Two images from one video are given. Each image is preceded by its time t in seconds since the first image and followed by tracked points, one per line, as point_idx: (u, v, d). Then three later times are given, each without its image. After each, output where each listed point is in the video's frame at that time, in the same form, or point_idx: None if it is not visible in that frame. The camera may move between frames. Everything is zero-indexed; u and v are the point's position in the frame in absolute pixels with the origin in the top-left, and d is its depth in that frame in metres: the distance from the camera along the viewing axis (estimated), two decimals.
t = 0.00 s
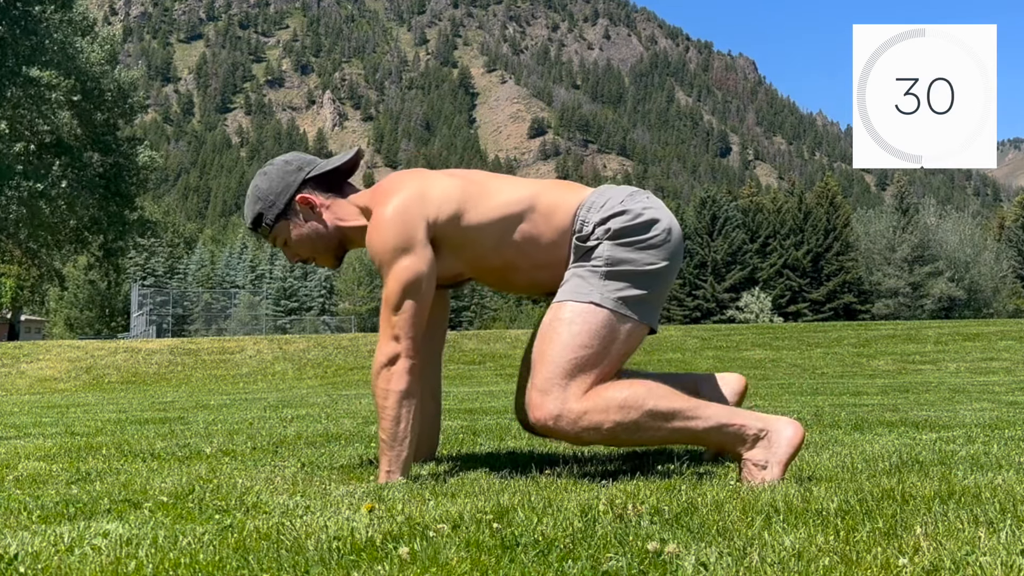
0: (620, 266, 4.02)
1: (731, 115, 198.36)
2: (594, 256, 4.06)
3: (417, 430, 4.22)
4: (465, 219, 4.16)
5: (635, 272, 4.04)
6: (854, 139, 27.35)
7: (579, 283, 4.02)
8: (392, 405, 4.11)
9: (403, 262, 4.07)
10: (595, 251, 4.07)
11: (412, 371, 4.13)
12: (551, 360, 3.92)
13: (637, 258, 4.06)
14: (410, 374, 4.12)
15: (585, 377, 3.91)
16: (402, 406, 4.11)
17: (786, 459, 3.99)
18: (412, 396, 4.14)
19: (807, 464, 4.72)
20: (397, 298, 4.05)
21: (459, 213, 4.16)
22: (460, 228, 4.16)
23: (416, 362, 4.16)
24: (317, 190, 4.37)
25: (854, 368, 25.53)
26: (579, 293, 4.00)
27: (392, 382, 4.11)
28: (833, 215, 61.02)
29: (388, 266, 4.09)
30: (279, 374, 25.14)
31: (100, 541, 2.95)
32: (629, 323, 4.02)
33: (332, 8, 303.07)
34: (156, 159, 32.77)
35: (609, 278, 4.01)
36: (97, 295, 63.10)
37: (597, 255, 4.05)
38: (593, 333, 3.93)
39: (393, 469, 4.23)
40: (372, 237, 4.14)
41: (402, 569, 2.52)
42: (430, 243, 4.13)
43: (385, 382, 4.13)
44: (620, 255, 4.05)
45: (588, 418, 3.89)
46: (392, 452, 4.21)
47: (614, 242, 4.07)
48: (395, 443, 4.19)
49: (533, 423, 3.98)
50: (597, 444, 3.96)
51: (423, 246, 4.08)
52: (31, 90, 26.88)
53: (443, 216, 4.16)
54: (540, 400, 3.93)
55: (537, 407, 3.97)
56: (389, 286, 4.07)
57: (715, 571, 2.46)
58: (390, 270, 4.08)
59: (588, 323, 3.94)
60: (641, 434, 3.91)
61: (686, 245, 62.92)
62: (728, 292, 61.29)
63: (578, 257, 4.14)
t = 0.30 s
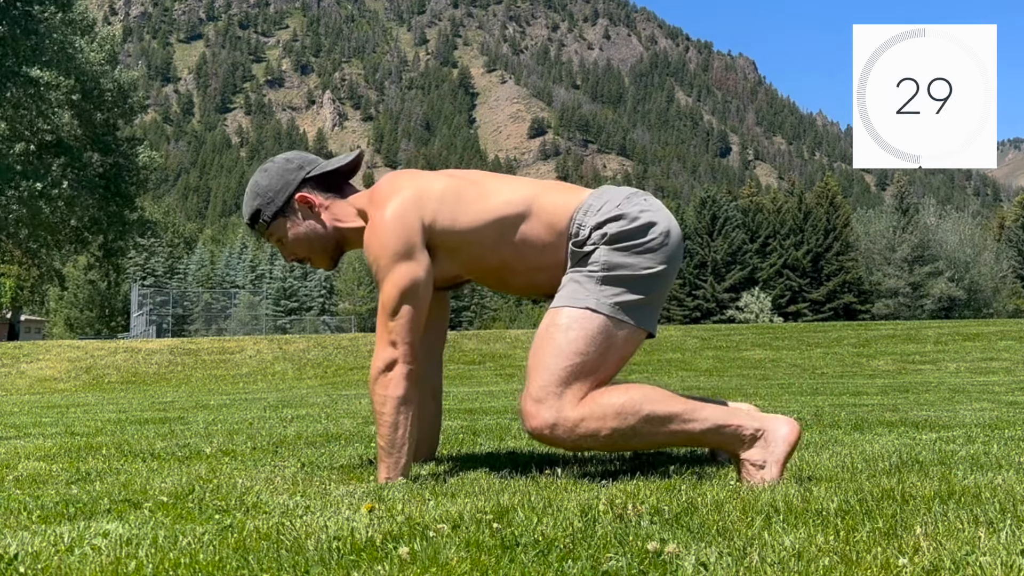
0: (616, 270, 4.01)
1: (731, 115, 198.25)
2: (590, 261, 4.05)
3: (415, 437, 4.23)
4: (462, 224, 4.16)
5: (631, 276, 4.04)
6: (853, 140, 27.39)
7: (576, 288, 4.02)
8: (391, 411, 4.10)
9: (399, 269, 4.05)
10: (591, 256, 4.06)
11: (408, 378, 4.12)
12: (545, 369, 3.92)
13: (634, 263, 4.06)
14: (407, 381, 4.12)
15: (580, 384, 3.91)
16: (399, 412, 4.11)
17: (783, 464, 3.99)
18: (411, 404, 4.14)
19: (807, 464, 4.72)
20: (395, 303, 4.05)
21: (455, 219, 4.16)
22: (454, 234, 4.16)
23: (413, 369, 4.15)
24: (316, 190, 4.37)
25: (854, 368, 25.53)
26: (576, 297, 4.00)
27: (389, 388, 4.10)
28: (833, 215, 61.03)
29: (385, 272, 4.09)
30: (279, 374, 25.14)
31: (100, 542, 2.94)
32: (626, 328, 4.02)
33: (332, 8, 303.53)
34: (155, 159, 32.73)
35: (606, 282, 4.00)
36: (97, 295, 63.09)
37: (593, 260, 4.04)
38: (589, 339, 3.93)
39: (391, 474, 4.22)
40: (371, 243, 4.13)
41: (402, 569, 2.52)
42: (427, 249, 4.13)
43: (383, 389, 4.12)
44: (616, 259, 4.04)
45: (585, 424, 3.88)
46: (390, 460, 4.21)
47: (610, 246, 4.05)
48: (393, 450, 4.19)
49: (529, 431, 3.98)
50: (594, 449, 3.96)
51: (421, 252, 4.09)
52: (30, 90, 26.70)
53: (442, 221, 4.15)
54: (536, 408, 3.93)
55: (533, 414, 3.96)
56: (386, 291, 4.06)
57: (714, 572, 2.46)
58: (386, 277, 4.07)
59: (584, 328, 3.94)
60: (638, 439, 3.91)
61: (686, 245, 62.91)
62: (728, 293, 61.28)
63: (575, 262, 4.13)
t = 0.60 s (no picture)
0: (612, 269, 4.01)
1: (731, 115, 198.46)
2: (587, 260, 4.05)
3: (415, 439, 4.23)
4: (462, 223, 4.16)
5: (630, 275, 4.03)
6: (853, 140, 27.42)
7: (573, 287, 4.02)
8: (390, 413, 4.09)
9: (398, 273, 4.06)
10: (589, 255, 4.06)
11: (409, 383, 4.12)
12: (542, 371, 3.91)
13: (632, 261, 4.05)
14: (407, 383, 4.11)
15: (577, 386, 3.92)
16: (399, 414, 4.10)
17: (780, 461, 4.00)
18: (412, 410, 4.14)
19: (808, 465, 4.71)
20: (396, 304, 4.05)
21: (456, 218, 4.16)
22: (453, 235, 4.16)
23: (414, 371, 4.16)
24: (319, 189, 4.37)
25: (854, 368, 25.51)
26: (573, 296, 4.00)
27: (389, 390, 4.10)
28: (833, 215, 60.99)
29: (385, 272, 4.09)
30: (279, 375, 25.12)
31: (100, 542, 2.95)
32: (624, 327, 4.01)
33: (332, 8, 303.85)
34: (156, 159, 32.72)
35: (602, 282, 4.00)
36: (97, 295, 63.07)
37: (591, 259, 4.04)
38: (586, 338, 3.93)
39: (390, 477, 4.22)
40: (372, 243, 4.14)
41: (403, 570, 2.52)
42: (428, 250, 4.13)
43: (383, 391, 4.11)
44: (613, 258, 4.03)
45: (580, 422, 3.88)
46: (390, 461, 4.21)
47: (608, 245, 4.05)
48: (394, 452, 4.19)
49: (525, 434, 3.98)
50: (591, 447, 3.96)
51: (423, 254, 4.10)
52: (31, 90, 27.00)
53: (443, 221, 4.16)
54: (530, 410, 3.92)
55: (531, 415, 3.96)
56: (387, 292, 4.06)
57: (714, 572, 2.46)
58: (387, 278, 4.07)
59: (581, 328, 3.93)
60: (637, 438, 3.91)
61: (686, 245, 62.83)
62: (728, 292, 61.27)
63: (574, 261, 4.14)
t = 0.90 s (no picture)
0: (620, 286, 4.03)
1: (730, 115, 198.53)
2: (594, 278, 4.07)
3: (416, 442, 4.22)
4: (466, 227, 4.16)
5: (636, 289, 4.04)
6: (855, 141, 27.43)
7: (582, 309, 4.05)
8: (391, 414, 4.09)
9: (399, 279, 4.07)
10: (596, 272, 4.07)
11: (409, 387, 4.12)
12: (564, 393, 3.94)
13: (638, 273, 4.06)
14: (409, 385, 4.11)
15: (598, 401, 3.92)
16: (399, 416, 4.10)
17: (817, 401, 3.84)
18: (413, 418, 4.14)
19: (809, 465, 4.71)
20: (397, 304, 4.04)
21: (459, 221, 4.17)
22: (457, 239, 4.18)
23: (416, 373, 4.14)
24: (324, 179, 4.37)
25: (854, 368, 25.51)
26: (584, 318, 4.02)
27: (390, 391, 4.08)
28: (833, 216, 61.09)
29: (386, 275, 4.09)
30: (280, 375, 25.14)
31: (100, 542, 2.95)
32: (638, 338, 4.01)
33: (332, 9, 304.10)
34: (156, 159, 32.75)
35: (610, 298, 4.02)
36: (97, 295, 63.10)
37: (598, 276, 4.06)
38: (603, 359, 3.94)
39: (392, 479, 4.21)
40: (374, 245, 4.14)
41: (403, 569, 2.53)
42: (429, 253, 4.13)
43: (383, 392, 4.10)
44: (620, 274, 4.05)
45: (605, 439, 3.91)
46: (391, 463, 4.21)
47: (612, 262, 4.07)
48: (394, 453, 4.19)
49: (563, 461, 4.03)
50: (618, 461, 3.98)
51: (425, 256, 4.10)
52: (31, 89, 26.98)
53: (445, 225, 4.16)
54: (564, 438, 3.97)
55: (563, 437, 3.99)
56: (388, 293, 4.07)
57: (714, 572, 2.46)
58: (388, 278, 4.08)
59: (599, 350, 3.95)
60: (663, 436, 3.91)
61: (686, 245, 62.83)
62: (728, 293, 61.25)
63: (579, 278, 4.15)
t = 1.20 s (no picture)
0: (630, 284, 4.02)
1: (730, 115, 198.51)
2: (602, 282, 4.07)
3: (414, 438, 4.22)
4: (464, 227, 4.17)
5: (646, 284, 4.03)
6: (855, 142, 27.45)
7: (595, 316, 4.03)
8: (390, 414, 4.08)
9: (396, 278, 4.06)
10: (602, 275, 4.08)
11: (408, 384, 4.11)
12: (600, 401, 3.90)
13: (645, 270, 4.06)
14: (407, 383, 4.11)
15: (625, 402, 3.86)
16: (398, 415, 4.09)
17: (847, 333, 3.78)
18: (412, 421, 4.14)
19: (808, 465, 4.72)
20: (394, 304, 4.04)
21: (455, 220, 4.17)
22: (457, 239, 4.19)
23: (413, 372, 4.14)
24: (326, 176, 4.38)
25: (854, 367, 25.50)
26: (597, 323, 4.01)
27: (388, 391, 4.09)
28: (833, 215, 61.43)
29: (384, 274, 4.08)
30: (280, 374, 25.14)
31: (101, 541, 2.95)
32: (655, 335, 3.98)
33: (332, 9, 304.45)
34: (156, 159, 32.81)
35: (622, 300, 4.01)
36: (97, 295, 63.11)
37: (605, 278, 4.06)
38: (624, 365, 3.91)
39: (391, 479, 4.21)
40: (372, 247, 4.13)
41: (403, 569, 2.52)
42: (426, 252, 4.14)
43: (381, 392, 4.10)
44: (628, 272, 4.05)
45: (638, 443, 3.86)
46: (389, 460, 4.20)
47: (618, 262, 4.07)
48: (392, 451, 4.19)
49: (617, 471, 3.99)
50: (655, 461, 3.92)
51: (423, 255, 4.09)
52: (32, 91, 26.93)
53: (442, 225, 4.16)
54: (611, 441, 3.90)
55: (601, 441, 3.96)
56: (386, 293, 4.06)
57: (714, 571, 2.46)
58: (385, 278, 4.07)
59: (623, 351, 3.92)
60: (688, 429, 3.81)
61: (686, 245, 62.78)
62: (728, 292, 61.21)
63: (587, 280, 4.15)
